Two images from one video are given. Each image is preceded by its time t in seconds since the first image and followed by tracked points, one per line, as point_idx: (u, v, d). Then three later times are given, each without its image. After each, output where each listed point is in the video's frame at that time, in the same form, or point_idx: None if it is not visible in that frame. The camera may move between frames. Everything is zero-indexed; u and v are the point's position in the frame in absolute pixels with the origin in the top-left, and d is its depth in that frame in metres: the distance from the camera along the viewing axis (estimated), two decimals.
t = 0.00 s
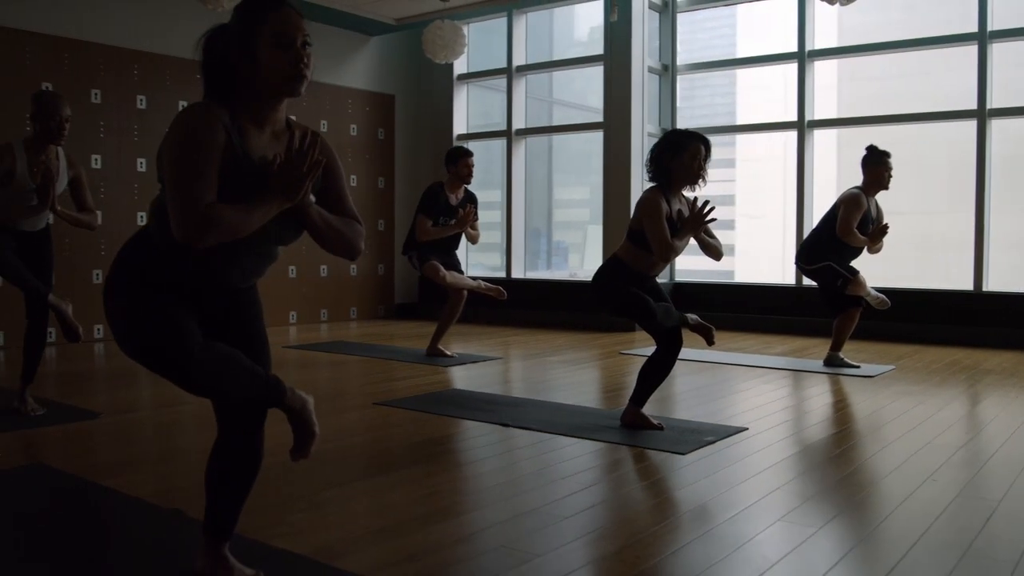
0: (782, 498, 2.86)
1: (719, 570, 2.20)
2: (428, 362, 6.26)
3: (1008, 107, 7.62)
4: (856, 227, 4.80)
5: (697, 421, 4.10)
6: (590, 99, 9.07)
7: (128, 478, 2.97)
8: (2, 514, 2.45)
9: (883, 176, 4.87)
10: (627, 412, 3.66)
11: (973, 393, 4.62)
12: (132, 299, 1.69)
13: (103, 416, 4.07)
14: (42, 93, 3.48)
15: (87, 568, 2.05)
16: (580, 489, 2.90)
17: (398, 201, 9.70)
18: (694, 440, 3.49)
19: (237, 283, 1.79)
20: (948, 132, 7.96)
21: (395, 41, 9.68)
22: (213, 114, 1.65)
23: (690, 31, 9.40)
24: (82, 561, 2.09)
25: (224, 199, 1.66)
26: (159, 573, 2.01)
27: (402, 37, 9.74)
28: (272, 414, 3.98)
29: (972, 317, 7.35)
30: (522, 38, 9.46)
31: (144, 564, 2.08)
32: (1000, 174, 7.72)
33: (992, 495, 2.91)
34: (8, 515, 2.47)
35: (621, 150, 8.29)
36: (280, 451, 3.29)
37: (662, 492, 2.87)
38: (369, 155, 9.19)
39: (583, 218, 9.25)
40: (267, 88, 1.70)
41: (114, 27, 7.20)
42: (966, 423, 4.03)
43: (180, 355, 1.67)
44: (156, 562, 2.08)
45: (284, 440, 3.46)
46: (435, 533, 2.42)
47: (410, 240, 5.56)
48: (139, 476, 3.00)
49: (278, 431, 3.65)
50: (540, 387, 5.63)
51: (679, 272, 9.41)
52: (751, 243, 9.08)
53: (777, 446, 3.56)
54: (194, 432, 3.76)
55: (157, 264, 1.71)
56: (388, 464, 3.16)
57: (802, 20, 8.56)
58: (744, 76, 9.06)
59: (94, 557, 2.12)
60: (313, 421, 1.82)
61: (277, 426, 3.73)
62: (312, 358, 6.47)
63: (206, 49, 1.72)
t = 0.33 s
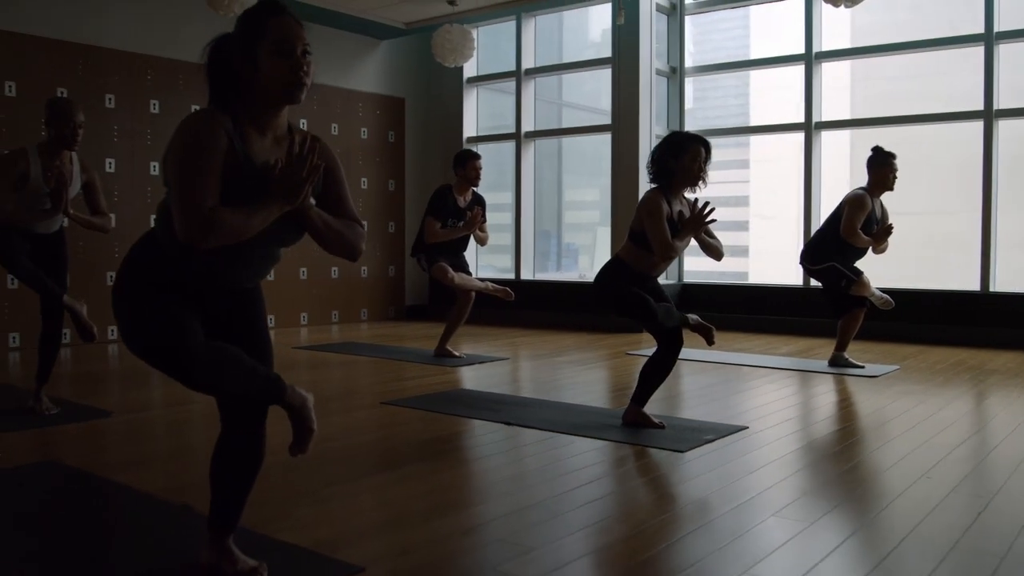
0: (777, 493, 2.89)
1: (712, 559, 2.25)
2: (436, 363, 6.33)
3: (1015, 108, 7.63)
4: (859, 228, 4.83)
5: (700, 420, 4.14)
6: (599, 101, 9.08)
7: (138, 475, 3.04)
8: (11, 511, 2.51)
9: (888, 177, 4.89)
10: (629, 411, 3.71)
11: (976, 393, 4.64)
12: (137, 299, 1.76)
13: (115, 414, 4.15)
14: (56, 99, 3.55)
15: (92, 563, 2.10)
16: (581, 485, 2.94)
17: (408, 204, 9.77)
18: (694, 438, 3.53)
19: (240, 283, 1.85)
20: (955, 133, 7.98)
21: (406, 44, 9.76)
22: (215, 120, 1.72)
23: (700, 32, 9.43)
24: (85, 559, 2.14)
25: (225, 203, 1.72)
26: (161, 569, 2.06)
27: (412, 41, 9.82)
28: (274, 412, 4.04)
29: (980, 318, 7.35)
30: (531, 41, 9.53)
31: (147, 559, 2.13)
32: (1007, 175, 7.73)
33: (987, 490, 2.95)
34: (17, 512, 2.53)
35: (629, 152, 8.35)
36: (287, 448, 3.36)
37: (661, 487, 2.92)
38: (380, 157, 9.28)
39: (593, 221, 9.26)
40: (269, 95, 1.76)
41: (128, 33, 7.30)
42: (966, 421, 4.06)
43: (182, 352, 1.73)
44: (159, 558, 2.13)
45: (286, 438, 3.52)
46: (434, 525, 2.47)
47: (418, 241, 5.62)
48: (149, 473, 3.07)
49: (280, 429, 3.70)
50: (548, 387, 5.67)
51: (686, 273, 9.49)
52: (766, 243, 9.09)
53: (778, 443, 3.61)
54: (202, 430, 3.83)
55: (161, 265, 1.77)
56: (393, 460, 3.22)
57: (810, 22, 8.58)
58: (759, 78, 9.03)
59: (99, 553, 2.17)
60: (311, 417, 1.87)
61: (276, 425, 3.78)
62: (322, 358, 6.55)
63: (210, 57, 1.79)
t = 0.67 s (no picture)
0: (772, 487, 2.94)
1: (707, 547, 2.33)
2: (442, 361, 6.40)
3: (1017, 109, 7.67)
4: (860, 229, 4.88)
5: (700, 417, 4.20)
6: (605, 102, 9.13)
7: (147, 469, 3.12)
8: (25, 504, 2.59)
9: (888, 178, 4.94)
10: (629, 408, 3.77)
11: (975, 391, 4.69)
12: (147, 299, 1.83)
13: (125, 411, 4.23)
14: (69, 103, 3.63)
15: (100, 554, 2.16)
16: (580, 479, 3.00)
17: (416, 205, 9.85)
18: (693, 435, 3.59)
19: (246, 282, 1.92)
20: (958, 134, 8.02)
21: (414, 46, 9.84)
22: (222, 125, 1.79)
23: (709, 33, 9.48)
24: (104, 544, 2.24)
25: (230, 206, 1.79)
26: (169, 559, 2.12)
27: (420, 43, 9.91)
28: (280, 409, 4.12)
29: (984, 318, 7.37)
30: (537, 43, 9.60)
31: (156, 550, 2.19)
32: (1010, 175, 7.77)
33: (978, 483, 3.01)
34: (30, 505, 2.60)
35: (634, 153, 8.42)
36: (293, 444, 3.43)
37: (658, 481, 2.97)
38: (387, 158, 9.37)
39: (599, 220, 9.32)
40: (273, 100, 1.84)
41: (140, 36, 7.40)
42: (963, 418, 4.11)
43: (190, 349, 1.80)
44: (168, 548, 2.20)
45: (292, 434, 3.59)
46: (433, 516, 2.53)
47: (424, 241, 5.69)
48: (158, 467, 3.15)
49: (287, 426, 3.78)
50: (552, 385, 5.74)
51: (691, 274, 9.55)
52: (774, 243, 9.11)
53: (776, 438, 3.67)
54: (211, 426, 3.91)
55: (171, 266, 1.85)
56: (396, 455, 3.29)
57: (813, 24, 8.63)
58: (769, 78, 9.05)
59: (109, 544, 2.24)
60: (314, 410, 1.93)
61: (283, 421, 3.86)
62: (330, 357, 6.62)
63: (218, 65, 1.86)
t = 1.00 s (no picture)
0: (763, 482, 3.00)
1: (699, 538, 2.40)
2: (445, 362, 6.48)
3: (1015, 114, 7.74)
4: (857, 232, 4.95)
5: (696, 416, 4.27)
6: (607, 106, 9.21)
7: (155, 464, 3.20)
8: (38, 499, 2.68)
9: (886, 182, 5.00)
10: (626, 407, 3.85)
11: (969, 392, 4.75)
12: (157, 298, 1.92)
13: (133, 408, 4.32)
14: (80, 108, 3.74)
15: (111, 545, 2.25)
16: (577, 475, 3.07)
17: (420, 207, 9.94)
18: (688, 433, 3.66)
19: (252, 282, 2.00)
20: (956, 138, 8.09)
21: (419, 51, 9.93)
22: (229, 133, 1.87)
23: (715, 36, 9.57)
24: (115, 535, 2.32)
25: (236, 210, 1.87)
26: (176, 549, 2.21)
27: (425, 48, 10.00)
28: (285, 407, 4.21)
29: (982, 321, 7.44)
30: (541, 47, 9.67)
31: (163, 540, 2.28)
32: (1008, 179, 7.84)
33: (965, 479, 3.07)
34: (43, 498, 2.69)
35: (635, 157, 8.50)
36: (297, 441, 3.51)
37: (652, 477, 3.04)
38: (391, 161, 9.46)
39: (603, 223, 9.39)
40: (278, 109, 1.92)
41: (150, 41, 7.51)
42: (956, 418, 4.17)
43: (196, 347, 1.88)
44: (176, 539, 2.28)
45: (296, 431, 3.68)
46: (431, 510, 2.60)
47: (427, 244, 5.76)
48: (167, 462, 3.24)
49: (292, 423, 3.86)
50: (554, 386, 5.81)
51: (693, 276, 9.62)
52: (777, 246, 9.18)
53: (770, 437, 3.74)
54: (216, 423, 4.00)
55: (180, 267, 1.93)
56: (397, 452, 3.37)
57: (813, 29, 8.71)
58: (773, 82, 9.13)
59: (119, 535, 2.32)
60: (316, 406, 2.01)
61: (288, 419, 3.95)
62: (334, 358, 6.71)
63: (226, 74, 1.94)
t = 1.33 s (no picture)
0: (753, 475, 3.07)
1: (689, 526, 2.48)
2: (446, 361, 6.56)
3: (1010, 117, 7.83)
4: (852, 234, 5.03)
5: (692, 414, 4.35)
6: (607, 107, 9.29)
7: (160, 458, 3.29)
8: (49, 492, 2.76)
9: (881, 185, 5.08)
10: (621, 404, 3.93)
11: (960, 391, 4.83)
12: (166, 297, 2.00)
13: (139, 405, 4.40)
14: (88, 112, 3.83)
15: (119, 534, 2.33)
16: (571, 468, 3.15)
17: (422, 208, 10.03)
18: (682, 430, 3.74)
19: (257, 282, 2.08)
20: (952, 139, 8.19)
21: (421, 53, 10.02)
22: (234, 140, 1.95)
23: (716, 37, 9.64)
24: (124, 525, 2.40)
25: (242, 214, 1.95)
26: (182, 538, 2.29)
27: (427, 50, 10.10)
28: (288, 404, 4.28)
29: (977, 322, 7.52)
30: (542, 50, 9.76)
31: (170, 530, 2.36)
32: (1003, 181, 7.94)
33: (951, 472, 3.14)
34: (53, 489, 2.77)
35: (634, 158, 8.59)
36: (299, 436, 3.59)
37: (645, 470, 3.12)
38: (392, 162, 9.54)
39: (604, 223, 9.47)
40: (282, 117, 2.00)
41: (155, 44, 7.60)
42: (946, 415, 4.25)
43: (203, 344, 1.96)
44: (182, 529, 2.36)
45: (298, 427, 3.76)
46: (430, 502, 2.68)
47: (429, 244, 5.85)
48: (172, 456, 3.32)
49: (295, 419, 3.94)
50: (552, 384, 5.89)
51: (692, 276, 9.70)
52: (778, 246, 9.25)
53: (763, 433, 3.81)
54: (220, 420, 4.08)
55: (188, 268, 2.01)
56: (397, 447, 3.45)
57: (811, 32, 8.80)
58: (772, 85, 9.22)
59: (127, 525, 2.41)
60: (318, 401, 2.09)
61: (291, 415, 4.03)
62: (336, 356, 6.79)
63: (231, 83, 2.03)
